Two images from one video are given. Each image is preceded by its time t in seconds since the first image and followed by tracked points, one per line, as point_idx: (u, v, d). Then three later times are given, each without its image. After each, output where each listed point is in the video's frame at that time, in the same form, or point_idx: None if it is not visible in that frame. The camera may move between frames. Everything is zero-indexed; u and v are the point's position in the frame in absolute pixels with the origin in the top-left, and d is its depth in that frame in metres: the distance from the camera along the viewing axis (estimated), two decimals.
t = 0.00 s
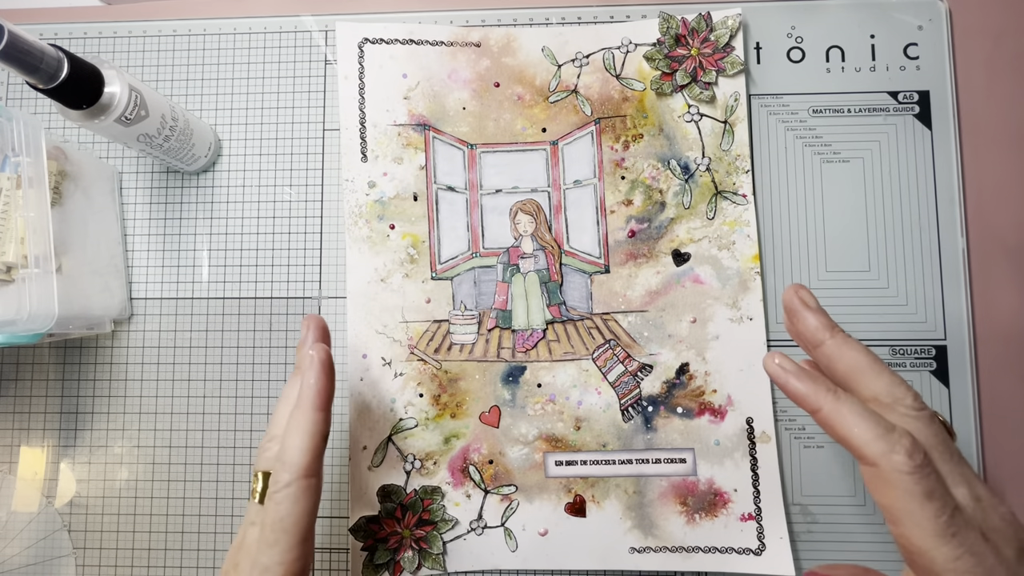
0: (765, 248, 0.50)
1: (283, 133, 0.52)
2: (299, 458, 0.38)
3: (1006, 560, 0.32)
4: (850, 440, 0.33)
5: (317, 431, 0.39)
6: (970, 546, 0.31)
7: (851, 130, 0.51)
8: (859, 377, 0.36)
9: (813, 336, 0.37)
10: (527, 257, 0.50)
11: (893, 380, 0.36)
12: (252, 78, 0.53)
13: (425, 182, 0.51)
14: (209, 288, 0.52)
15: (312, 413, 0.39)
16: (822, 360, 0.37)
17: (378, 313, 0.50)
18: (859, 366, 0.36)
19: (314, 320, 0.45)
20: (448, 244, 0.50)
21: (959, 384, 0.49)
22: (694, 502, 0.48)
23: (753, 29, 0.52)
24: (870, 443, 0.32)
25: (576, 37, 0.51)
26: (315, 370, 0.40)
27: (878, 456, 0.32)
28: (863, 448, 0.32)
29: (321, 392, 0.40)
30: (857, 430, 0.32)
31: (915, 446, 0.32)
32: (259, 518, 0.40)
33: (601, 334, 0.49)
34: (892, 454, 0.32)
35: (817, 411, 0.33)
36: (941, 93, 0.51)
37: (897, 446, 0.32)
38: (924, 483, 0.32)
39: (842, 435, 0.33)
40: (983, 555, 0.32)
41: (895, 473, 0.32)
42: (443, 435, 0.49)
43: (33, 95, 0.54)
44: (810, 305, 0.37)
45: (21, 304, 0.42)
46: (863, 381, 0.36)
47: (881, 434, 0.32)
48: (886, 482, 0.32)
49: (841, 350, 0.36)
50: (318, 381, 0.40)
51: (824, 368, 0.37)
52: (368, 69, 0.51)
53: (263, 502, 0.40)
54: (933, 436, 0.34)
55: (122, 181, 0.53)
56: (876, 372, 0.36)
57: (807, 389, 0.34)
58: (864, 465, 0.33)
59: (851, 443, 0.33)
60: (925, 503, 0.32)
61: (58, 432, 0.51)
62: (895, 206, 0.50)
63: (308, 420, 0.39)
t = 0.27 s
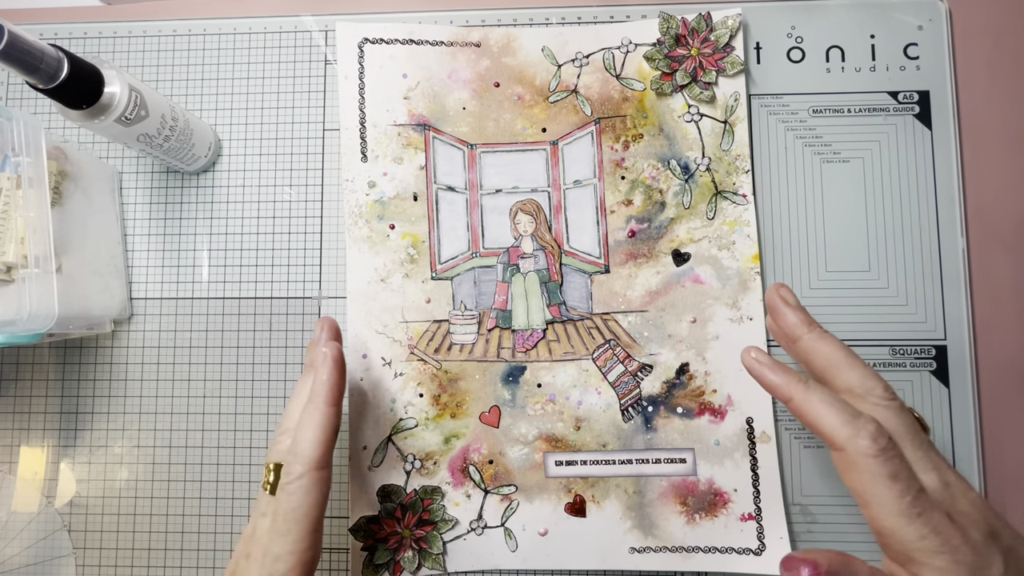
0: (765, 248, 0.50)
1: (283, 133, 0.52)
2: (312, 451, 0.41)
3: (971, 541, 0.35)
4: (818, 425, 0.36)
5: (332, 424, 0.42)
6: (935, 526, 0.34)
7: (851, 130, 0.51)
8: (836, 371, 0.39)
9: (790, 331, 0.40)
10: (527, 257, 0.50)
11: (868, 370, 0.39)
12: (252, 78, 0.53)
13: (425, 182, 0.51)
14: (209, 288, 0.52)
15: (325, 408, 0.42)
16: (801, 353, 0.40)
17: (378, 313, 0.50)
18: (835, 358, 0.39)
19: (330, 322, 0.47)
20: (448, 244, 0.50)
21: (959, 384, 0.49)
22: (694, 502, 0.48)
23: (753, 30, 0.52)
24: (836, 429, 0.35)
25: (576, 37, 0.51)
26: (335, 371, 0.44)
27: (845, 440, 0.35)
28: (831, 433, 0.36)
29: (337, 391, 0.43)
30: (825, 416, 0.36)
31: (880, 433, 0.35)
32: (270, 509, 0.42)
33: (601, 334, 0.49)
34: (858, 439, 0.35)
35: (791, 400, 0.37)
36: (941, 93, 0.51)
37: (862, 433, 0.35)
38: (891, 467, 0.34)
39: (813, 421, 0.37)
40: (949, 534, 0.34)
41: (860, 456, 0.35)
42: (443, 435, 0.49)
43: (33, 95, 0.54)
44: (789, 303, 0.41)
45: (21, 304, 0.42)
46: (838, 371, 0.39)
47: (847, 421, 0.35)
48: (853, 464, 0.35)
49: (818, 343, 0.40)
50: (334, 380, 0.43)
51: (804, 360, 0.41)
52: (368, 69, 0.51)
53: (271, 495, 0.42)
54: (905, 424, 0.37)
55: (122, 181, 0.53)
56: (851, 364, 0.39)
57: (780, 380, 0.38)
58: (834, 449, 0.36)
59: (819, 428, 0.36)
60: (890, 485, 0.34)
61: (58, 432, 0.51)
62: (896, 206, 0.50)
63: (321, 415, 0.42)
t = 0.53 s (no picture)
0: (765, 248, 0.50)
1: (283, 133, 0.52)
2: (305, 518, 0.36)
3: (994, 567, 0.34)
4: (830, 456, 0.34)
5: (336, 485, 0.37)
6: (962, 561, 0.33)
7: (850, 130, 0.51)
8: (843, 390, 0.37)
9: (792, 348, 0.39)
10: (527, 257, 0.50)
11: (878, 391, 0.37)
12: (252, 78, 0.53)
13: (425, 182, 0.51)
14: (209, 288, 0.52)
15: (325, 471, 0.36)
16: (806, 372, 0.39)
17: (378, 313, 0.50)
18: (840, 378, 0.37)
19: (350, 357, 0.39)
20: (448, 244, 0.50)
21: (959, 384, 0.49)
22: (693, 502, 0.48)
23: (753, 30, 0.52)
24: (851, 461, 0.34)
25: (576, 37, 0.51)
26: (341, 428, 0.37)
27: (860, 474, 0.33)
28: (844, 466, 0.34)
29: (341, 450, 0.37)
30: (838, 448, 0.34)
31: (896, 464, 0.33)
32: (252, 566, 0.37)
33: (601, 334, 0.49)
34: (875, 471, 0.33)
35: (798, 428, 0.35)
36: (941, 93, 0.51)
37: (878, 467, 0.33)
38: (910, 503, 0.33)
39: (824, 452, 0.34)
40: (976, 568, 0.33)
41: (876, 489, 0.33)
42: (443, 435, 0.49)
43: (33, 95, 0.54)
44: (789, 319, 0.40)
45: (21, 304, 0.42)
46: (846, 393, 0.37)
47: (862, 453, 0.33)
48: (870, 499, 0.33)
49: (825, 363, 0.38)
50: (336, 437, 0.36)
51: (811, 380, 0.39)
52: (368, 69, 0.51)
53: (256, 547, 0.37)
54: (918, 449, 0.36)
55: (122, 181, 0.53)
56: (860, 386, 0.37)
57: (785, 406, 0.36)
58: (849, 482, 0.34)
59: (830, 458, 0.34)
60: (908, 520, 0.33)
61: (58, 432, 0.51)
62: (895, 206, 0.50)
63: (317, 476, 0.36)
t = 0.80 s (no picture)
0: (765, 248, 0.50)
1: (283, 133, 0.52)
2: None
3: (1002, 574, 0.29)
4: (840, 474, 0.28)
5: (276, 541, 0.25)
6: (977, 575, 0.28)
7: (850, 130, 0.51)
8: (846, 402, 0.30)
9: (791, 358, 0.31)
10: (527, 257, 0.50)
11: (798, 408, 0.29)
12: (252, 78, 0.53)
13: (425, 182, 0.51)
14: (209, 288, 0.52)
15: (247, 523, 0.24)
16: (804, 384, 0.31)
17: (378, 313, 0.50)
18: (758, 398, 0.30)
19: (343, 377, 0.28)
20: (448, 244, 0.50)
21: (959, 384, 0.49)
22: (694, 502, 0.48)
23: (752, 30, 0.52)
24: (862, 477, 0.27)
25: (576, 37, 0.51)
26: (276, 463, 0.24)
27: (871, 491, 0.27)
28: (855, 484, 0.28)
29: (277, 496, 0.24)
30: (846, 461, 0.28)
31: (910, 474, 0.28)
32: None
33: (601, 334, 0.49)
34: (889, 489, 0.27)
35: (804, 444, 0.28)
36: (941, 93, 0.51)
37: (891, 480, 0.27)
38: (926, 520, 0.27)
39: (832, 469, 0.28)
40: None
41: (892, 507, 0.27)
42: (443, 435, 0.49)
43: (33, 95, 0.54)
44: (787, 324, 0.31)
45: (21, 304, 0.42)
46: (803, 419, 0.28)
47: (873, 466, 0.27)
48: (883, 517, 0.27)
49: (826, 372, 0.30)
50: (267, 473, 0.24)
51: (808, 392, 0.31)
52: (368, 69, 0.51)
53: None
54: (926, 462, 0.30)
55: (122, 181, 0.53)
56: (773, 402, 0.29)
57: (789, 418, 0.29)
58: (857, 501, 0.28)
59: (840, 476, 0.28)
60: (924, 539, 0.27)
61: (58, 432, 0.51)
62: (895, 205, 0.50)
63: (244, 530, 0.24)
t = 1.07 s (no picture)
0: (765, 248, 0.50)
1: (283, 133, 0.52)
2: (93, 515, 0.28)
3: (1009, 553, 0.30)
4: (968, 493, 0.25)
5: (134, 499, 0.28)
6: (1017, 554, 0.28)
7: (850, 130, 0.51)
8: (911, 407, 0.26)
9: (830, 361, 0.26)
10: (527, 257, 0.50)
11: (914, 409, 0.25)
12: (252, 78, 0.53)
13: (425, 182, 0.51)
14: (209, 288, 0.52)
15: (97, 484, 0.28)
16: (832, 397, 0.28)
17: (378, 313, 0.50)
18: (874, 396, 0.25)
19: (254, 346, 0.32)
20: (448, 244, 0.50)
21: (959, 384, 0.49)
22: (694, 502, 0.48)
23: (753, 30, 0.52)
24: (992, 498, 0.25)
25: (576, 37, 0.51)
26: (123, 424, 0.28)
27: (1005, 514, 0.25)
28: (985, 503, 0.25)
29: (132, 455, 0.28)
30: (979, 479, 0.25)
31: None
32: None
33: (601, 334, 0.49)
34: None
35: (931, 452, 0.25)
36: (941, 93, 0.51)
37: None
38: None
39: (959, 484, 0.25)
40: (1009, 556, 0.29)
41: None
42: (443, 435, 0.49)
43: (33, 95, 0.54)
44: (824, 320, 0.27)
45: (21, 304, 0.42)
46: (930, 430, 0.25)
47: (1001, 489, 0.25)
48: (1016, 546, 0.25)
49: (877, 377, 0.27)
50: (107, 443, 0.28)
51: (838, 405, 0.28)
52: (368, 69, 0.51)
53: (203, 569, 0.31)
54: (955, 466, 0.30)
55: (122, 181, 0.53)
56: (889, 404, 0.25)
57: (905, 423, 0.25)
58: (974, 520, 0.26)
59: (967, 495, 0.25)
60: None
61: (58, 432, 0.51)
62: (895, 205, 0.50)
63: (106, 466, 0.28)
